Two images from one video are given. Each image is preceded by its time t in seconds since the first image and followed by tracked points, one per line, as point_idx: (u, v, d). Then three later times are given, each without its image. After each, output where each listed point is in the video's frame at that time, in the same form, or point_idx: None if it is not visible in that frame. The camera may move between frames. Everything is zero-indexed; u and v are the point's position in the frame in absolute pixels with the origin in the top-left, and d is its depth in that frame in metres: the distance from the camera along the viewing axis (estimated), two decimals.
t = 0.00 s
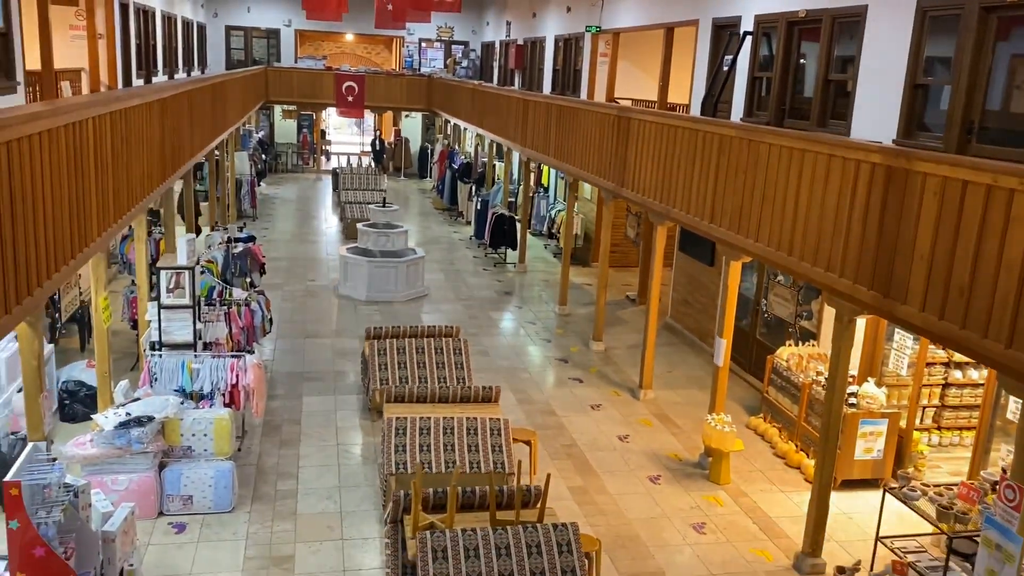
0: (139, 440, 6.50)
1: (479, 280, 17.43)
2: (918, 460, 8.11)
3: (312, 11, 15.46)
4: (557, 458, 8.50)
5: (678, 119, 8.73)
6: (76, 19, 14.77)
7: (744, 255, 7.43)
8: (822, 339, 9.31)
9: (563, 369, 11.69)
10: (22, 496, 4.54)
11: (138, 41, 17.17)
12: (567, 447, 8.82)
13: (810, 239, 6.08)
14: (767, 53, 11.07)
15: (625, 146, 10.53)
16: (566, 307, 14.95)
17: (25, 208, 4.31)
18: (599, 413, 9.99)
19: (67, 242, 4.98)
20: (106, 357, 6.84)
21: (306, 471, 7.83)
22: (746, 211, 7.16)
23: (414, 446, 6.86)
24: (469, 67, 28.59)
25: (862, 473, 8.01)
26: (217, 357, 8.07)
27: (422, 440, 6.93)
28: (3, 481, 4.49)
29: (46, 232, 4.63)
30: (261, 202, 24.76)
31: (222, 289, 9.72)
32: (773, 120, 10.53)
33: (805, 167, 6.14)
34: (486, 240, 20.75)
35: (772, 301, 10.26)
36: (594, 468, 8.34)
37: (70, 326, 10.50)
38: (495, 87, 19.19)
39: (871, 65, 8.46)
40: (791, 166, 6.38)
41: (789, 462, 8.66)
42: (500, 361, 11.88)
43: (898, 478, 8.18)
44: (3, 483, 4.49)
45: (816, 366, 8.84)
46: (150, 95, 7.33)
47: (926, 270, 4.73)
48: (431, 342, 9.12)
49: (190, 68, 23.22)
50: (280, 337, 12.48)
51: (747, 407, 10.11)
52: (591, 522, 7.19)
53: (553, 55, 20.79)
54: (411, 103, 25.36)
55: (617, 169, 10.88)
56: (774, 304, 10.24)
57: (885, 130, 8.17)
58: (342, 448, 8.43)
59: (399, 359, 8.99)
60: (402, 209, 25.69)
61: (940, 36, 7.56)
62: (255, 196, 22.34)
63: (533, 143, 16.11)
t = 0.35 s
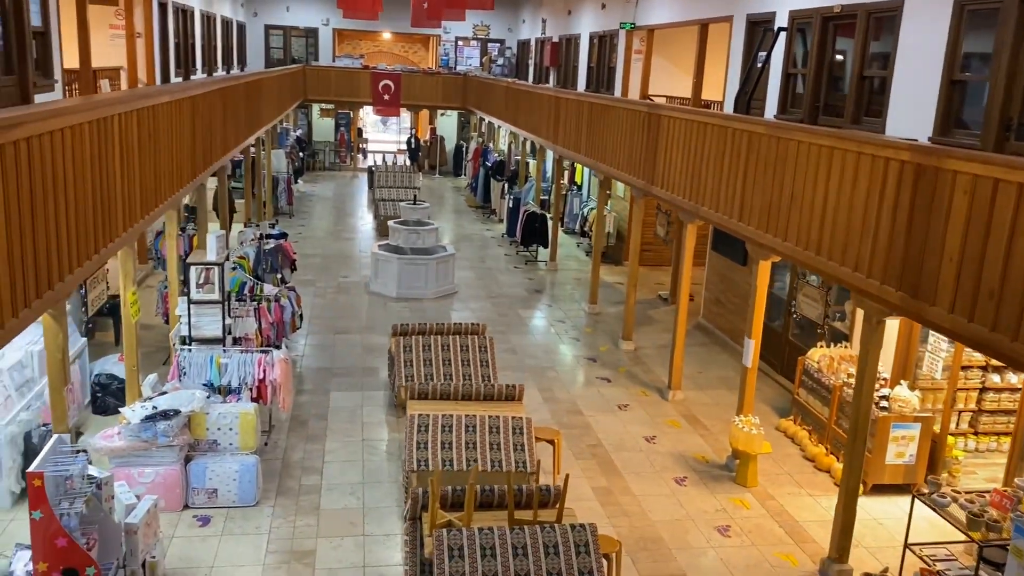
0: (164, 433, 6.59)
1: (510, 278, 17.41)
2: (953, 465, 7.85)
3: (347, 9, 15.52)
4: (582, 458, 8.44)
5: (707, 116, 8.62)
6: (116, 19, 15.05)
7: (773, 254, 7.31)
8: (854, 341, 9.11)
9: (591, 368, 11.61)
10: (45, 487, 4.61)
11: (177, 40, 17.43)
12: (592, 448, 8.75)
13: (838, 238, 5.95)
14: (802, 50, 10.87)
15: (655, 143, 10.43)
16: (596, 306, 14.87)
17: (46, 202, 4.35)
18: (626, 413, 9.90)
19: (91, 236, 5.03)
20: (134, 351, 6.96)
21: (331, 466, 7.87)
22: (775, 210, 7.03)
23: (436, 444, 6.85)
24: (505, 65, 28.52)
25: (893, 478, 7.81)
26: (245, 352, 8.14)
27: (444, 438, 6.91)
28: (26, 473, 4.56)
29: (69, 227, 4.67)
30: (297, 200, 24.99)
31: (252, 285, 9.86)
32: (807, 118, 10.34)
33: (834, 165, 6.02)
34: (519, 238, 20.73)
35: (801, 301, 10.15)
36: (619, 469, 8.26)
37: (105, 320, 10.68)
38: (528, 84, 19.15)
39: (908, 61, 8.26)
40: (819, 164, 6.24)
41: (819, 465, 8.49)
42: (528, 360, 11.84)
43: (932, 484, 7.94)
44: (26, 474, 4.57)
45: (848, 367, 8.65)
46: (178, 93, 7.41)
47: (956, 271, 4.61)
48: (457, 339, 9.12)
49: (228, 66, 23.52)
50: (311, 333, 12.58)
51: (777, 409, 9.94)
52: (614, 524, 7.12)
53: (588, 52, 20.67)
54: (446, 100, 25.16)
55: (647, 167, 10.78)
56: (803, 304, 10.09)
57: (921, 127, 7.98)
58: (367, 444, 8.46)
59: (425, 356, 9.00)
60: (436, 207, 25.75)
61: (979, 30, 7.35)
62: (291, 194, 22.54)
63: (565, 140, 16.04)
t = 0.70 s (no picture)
0: (175, 429, 6.67)
1: (530, 277, 17.39)
2: (971, 470, 7.72)
3: (369, 7, 15.54)
4: (593, 458, 8.41)
5: (722, 113, 8.53)
6: (142, 19, 15.23)
7: (785, 254, 7.22)
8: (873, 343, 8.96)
9: (607, 368, 11.56)
10: (49, 480, 4.69)
11: (202, 40, 17.60)
12: (604, 448, 8.71)
13: (848, 238, 5.87)
14: (822, 46, 10.72)
15: (671, 141, 10.34)
16: (614, 305, 14.80)
17: (48, 200, 4.40)
18: (640, 413, 9.85)
19: (96, 234, 5.08)
20: (146, 346, 7.06)
21: (340, 463, 7.91)
22: (787, 209, 6.94)
23: (443, 442, 6.81)
24: (530, 63, 28.43)
25: (907, 482, 7.69)
26: (258, 348, 8.20)
27: (451, 436, 6.88)
28: (31, 466, 4.64)
29: (72, 225, 4.72)
30: (322, 198, 25.14)
31: (270, 283, 9.77)
32: (827, 116, 10.20)
33: (844, 163, 5.93)
34: (540, 237, 20.70)
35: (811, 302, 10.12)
36: (630, 469, 8.22)
37: (126, 317, 10.82)
38: (550, 82, 19.10)
39: (926, 57, 8.12)
40: (830, 162, 6.16)
41: (833, 468, 8.36)
42: (544, 359, 11.82)
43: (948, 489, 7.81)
44: (31, 467, 4.65)
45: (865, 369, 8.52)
46: (191, 92, 7.49)
47: (963, 272, 4.51)
48: (469, 337, 9.11)
49: (255, 65, 23.71)
50: (329, 331, 12.65)
51: (794, 411, 9.82)
52: (622, 524, 7.08)
53: (612, 50, 20.56)
54: (471, 98, 25.06)
55: (663, 165, 10.70)
56: (814, 304, 10.10)
57: (939, 125, 7.84)
58: (378, 441, 8.49)
59: (437, 354, 9.00)
60: (459, 205, 25.77)
61: (998, 26, 7.20)
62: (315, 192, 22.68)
63: (585, 138, 15.98)
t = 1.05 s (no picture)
0: (189, 423, 6.73)
1: (551, 275, 17.35)
2: (992, 474, 7.55)
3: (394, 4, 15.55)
4: (606, 457, 8.37)
5: (740, 111, 8.44)
6: (169, 18, 15.39)
7: (801, 253, 7.13)
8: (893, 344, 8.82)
9: (625, 367, 11.50)
10: (60, 472, 4.76)
11: (229, 38, 17.75)
12: (618, 447, 8.67)
13: (862, 237, 5.78)
14: (845, 43, 10.56)
15: (690, 138, 10.26)
16: (635, 304, 14.72)
17: (57, 196, 4.45)
18: (656, 413, 9.78)
19: (107, 229, 5.13)
20: (162, 342, 7.17)
21: (353, 459, 7.94)
22: (803, 208, 6.85)
23: (454, 439, 6.74)
24: (556, 61, 28.32)
25: (927, 485, 7.56)
26: (274, 344, 8.27)
27: (463, 433, 6.83)
28: (41, 458, 4.71)
29: (83, 220, 4.77)
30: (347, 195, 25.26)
31: (290, 279, 9.90)
32: (849, 113, 10.04)
33: (860, 161, 5.84)
34: (563, 235, 20.63)
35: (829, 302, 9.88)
36: (643, 468, 8.17)
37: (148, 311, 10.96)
38: (574, 80, 19.02)
39: (949, 54, 7.97)
40: (846, 160, 6.07)
41: (850, 470, 8.24)
42: (562, 357, 11.77)
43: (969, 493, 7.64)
44: (42, 458, 4.72)
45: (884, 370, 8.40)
46: (208, 90, 7.56)
47: (975, 272, 4.42)
48: (484, 335, 9.14)
49: (282, 63, 23.89)
50: (349, 327, 12.71)
51: (813, 412, 9.69)
52: (633, 524, 7.04)
53: (637, 47, 20.43)
54: (497, 96, 24.96)
55: (682, 162, 10.62)
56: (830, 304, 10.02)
57: (962, 123, 7.69)
58: (392, 437, 8.52)
59: (452, 351, 9.01)
60: (484, 203, 25.77)
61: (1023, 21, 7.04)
62: (340, 190, 22.80)
63: (607, 136, 15.90)
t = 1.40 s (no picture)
0: (201, 419, 6.74)
1: (571, 273, 17.24)
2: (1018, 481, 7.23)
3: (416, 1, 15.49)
4: (621, 458, 8.28)
5: (759, 108, 8.32)
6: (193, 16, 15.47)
7: (819, 253, 7.00)
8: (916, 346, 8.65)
9: (643, 367, 11.39)
10: (67, 467, 4.75)
11: (252, 37, 17.81)
12: (633, 448, 8.57)
13: (880, 236, 5.65)
14: (870, 40, 10.36)
15: (710, 136, 10.13)
16: (655, 304, 14.59)
17: (63, 192, 4.34)
18: (673, 414, 9.67)
19: (115, 224, 5.07)
20: (175, 339, 7.20)
21: (366, 457, 7.93)
22: (822, 207, 6.72)
23: (465, 439, 6.71)
24: (581, 59, 28.08)
25: (948, 492, 7.40)
26: (288, 342, 8.27)
27: (474, 433, 6.79)
28: (49, 452, 4.71)
29: (90, 216, 4.69)
30: (370, 193, 25.29)
31: (307, 276, 9.94)
32: (873, 111, 9.84)
33: (879, 159, 5.71)
34: (584, 234, 20.51)
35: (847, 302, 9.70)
36: (658, 470, 8.07)
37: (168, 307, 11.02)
38: (596, 78, 18.88)
39: (975, 51, 7.78)
40: (865, 158, 5.93)
41: (870, 474, 8.08)
42: (580, 357, 11.69)
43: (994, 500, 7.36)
44: (49, 454, 4.71)
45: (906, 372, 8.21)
46: (223, 87, 7.55)
47: (995, 273, 4.30)
48: (500, 334, 9.08)
49: (307, 62, 23.97)
50: (367, 325, 12.71)
51: (834, 415, 9.53)
52: (645, 527, 6.95)
53: (661, 45, 20.23)
54: (521, 95, 24.81)
55: (702, 160, 10.48)
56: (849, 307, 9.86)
57: (988, 121, 7.50)
58: (406, 436, 8.49)
59: (466, 350, 8.96)
60: (506, 202, 25.68)
61: None
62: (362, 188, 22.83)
63: (629, 134, 15.77)
